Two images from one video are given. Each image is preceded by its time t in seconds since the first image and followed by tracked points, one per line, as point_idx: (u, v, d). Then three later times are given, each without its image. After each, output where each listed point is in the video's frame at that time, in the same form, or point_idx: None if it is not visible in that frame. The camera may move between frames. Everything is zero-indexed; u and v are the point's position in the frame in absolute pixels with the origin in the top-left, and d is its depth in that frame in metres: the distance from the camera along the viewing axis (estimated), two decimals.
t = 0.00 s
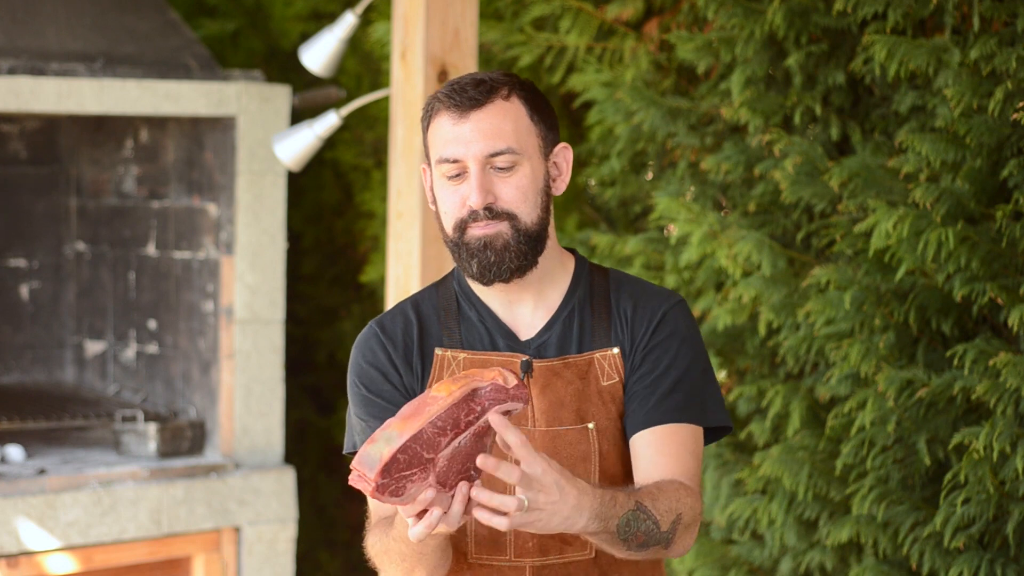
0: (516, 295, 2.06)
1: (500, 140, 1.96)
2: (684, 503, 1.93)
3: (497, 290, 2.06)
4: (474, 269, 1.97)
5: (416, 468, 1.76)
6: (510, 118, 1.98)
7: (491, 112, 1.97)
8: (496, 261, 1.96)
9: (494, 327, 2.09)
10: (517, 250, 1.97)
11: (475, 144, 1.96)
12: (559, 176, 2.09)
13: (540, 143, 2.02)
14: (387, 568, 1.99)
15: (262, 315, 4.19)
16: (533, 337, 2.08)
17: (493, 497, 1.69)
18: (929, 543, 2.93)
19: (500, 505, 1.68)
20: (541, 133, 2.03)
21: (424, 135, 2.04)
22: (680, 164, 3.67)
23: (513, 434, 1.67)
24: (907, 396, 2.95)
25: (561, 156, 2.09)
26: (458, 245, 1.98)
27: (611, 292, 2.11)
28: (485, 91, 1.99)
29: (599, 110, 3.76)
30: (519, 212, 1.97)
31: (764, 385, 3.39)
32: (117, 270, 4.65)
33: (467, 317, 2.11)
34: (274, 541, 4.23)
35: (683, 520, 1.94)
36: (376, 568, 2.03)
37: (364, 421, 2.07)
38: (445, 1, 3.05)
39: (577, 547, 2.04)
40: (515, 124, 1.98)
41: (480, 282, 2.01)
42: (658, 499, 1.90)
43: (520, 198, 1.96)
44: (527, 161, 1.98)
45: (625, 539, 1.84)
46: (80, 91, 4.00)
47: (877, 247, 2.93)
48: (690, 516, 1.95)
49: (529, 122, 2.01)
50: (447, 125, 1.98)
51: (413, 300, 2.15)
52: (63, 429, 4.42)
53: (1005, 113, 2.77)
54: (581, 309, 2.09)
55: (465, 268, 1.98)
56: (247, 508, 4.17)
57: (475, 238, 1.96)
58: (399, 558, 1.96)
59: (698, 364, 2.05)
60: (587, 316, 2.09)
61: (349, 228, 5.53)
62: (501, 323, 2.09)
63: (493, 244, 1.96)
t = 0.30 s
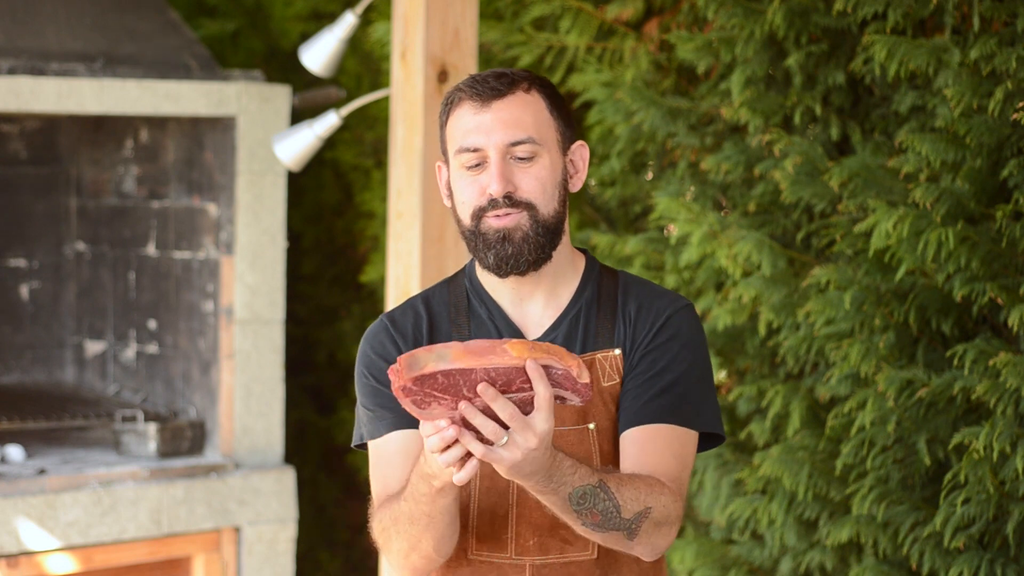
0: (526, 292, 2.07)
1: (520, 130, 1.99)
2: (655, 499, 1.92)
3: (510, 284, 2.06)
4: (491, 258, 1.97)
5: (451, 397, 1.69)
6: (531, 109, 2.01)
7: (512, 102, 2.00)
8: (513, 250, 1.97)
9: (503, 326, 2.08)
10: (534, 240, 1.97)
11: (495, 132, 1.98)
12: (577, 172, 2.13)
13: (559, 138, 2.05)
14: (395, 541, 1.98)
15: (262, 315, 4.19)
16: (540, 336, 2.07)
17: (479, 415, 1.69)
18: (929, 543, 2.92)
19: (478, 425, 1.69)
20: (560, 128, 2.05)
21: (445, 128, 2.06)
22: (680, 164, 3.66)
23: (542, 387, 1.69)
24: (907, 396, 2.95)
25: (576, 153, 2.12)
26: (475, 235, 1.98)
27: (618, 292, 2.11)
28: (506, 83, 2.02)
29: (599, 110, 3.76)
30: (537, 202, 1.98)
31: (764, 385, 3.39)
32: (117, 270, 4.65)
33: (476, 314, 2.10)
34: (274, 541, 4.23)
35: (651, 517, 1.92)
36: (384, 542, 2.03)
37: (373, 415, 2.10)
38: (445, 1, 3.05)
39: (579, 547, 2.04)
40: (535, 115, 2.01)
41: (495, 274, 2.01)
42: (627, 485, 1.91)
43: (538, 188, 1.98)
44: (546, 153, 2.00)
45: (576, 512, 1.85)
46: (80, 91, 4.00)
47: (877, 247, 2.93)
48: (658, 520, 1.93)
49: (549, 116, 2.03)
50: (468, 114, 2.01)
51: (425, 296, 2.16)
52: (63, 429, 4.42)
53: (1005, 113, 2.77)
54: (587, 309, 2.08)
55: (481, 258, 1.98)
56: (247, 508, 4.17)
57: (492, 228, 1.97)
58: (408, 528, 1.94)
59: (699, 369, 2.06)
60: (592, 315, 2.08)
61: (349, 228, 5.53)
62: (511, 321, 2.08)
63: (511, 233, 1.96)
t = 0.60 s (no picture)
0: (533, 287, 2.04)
1: (537, 119, 2.00)
2: (668, 479, 1.92)
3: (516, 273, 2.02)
4: (504, 249, 1.97)
5: (483, 338, 1.71)
6: (547, 100, 2.02)
7: (530, 92, 2.01)
8: (526, 241, 1.96)
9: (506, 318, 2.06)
10: (549, 230, 1.96)
11: (513, 121, 1.99)
12: (587, 171, 2.12)
13: (574, 133, 2.05)
14: (382, 518, 1.96)
15: (262, 315, 4.19)
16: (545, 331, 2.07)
17: (516, 347, 1.69)
18: (929, 542, 2.92)
19: (515, 358, 1.68)
20: (575, 123, 2.06)
21: (459, 119, 2.07)
22: (680, 164, 3.66)
23: (576, 333, 1.67)
24: (907, 396, 2.95)
25: (589, 152, 2.12)
26: (488, 225, 1.97)
27: (622, 290, 2.11)
28: (524, 74, 2.03)
29: (599, 110, 3.76)
30: (553, 192, 1.97)
31: (764, 385, 3.38)
32: (117, 270, 4.65)
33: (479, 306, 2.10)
34: (274, 541, 4.23)
35: (662, 498, 1.92)
36: (372, 522, 2.01)
37: (370, 402, 2.07)
38: (445, 1, 3.05)
39: (577, 543, 2.03)
40: (552, 107, 2.02)
41: (507, 265, 2.00)
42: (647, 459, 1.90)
43: (554, 178, 1.97)
44: (562, 144, 2.01)
45: (595, 468, 1.84)
46: (80, 91, 4.00)
47: (877, 247, 2.93)
48: (666, 503, 1.93)
49: (565, 109, 2.04)
50: (485, 103, 2.01)
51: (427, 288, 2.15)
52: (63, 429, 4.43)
53: (1005, 113, 2.77)
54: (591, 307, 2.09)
55: (494, 248, 1.97)
56: (247, 508, 4.17)
57: (507, 217, 1.96)
58: (393, 502, 1.92)
59: (701, 369, 2.05)
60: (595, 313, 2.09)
61: (349, 228, 5.53)
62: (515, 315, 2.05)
63: (526, 224, 1.95)
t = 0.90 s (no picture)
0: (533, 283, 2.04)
1: (554, 114, 2.00)
2: (658, 463, 1.92)
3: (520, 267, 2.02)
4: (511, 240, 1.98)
5: (506, 260, 1.78)
6: (565, 97, 2.03)
7: (549, 87, 2.02)
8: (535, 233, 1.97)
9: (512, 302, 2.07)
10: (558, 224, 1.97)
11: (530, 114, 1.99)
12: (598, 171, 2.14)
13: (588, 131, 2.06)
14: (384, 484, 1.95)
15: (262, 315, 4.19)
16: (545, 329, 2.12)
17: (542, 272, 1.73)
18: (929, 543, 2.92)
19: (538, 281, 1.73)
20: (589, 121, 2.07)
21: (475, 110, 2.07)
22: (680, 164, 3.67)
23: (600, 262, 1.71)
24: (907, 396, 2.95)
25: (600, 155, 2.14)
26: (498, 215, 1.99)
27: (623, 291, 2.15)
28: (544, 69, 2.04)
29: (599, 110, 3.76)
30: (564, 188, 1.98)
31: (764, 385, 3.38)
32: (117, 269, 4.65)
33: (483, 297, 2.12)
34: (274, 541, 4.23)
35: (648, 482, 1.91)
36: (372, 492, 1.99)
37: (374, 388, 2.05)
38: (445, 1, 3.05)
39: (576, 542, 2.04)
40: (570, 104, 2.03)
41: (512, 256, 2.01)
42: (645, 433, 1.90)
43: (566, 174, 1.98)
44: (577, 140, 2.01)
45: (592, 424, 1.85)
46: (80, 91, 4.00)
47: (877, 247, 2.93)
48: (653, 485, 1.92)
49: (582, 107, 2.05)
50: (503, 95, 2.02)
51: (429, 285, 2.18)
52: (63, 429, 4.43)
53: (1005, 113, 2.77)
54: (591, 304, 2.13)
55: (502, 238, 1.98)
56: (247, 508, 4.17)
57: (517, 207, 1.97)
58: (396, 464, 1.91)
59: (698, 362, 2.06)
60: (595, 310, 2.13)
61: (349, 228, 5.53)
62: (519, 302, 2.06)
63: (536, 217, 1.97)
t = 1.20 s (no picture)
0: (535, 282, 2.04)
1: (559, 114, 2.00)
2: (662, 471, 1.93)
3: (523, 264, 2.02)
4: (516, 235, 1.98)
5: (502, 261, 1.83)
6: (570, 97, 2.03)
7: (553, 87, 2.02)
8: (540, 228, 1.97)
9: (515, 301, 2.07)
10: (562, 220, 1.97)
11: (534, 114, 1.99)
12: (602, 170, 2.14)
13: (592, 131, 2.06)
14: (392, 490, 1.94)
15: (262, 315, 4.19)
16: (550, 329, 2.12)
17: (536, 268, 1.77)
18: (929, 542, 2.93)
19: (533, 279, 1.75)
20: (593, 121, 2.07)
21: (479, 110, 2.07)
22: (680, 164, 3.67)
23: (593, 255, 1.75)
24: (907, 396, 2.95)
25: (603, 154, 2.14)
26: (502, 212, 1.98)
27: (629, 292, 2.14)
28: (548, 69, 2.04)
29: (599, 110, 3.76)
30: (568, 185, 1.98)
31: (764, 385, 3.38)
32: (117, 269, 4.65)
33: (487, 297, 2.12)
34: (274, 541, 4.23)
35: (655, 490, 1.92)
36: (379, 496, 1.98)
37: (378, 385, 2.05)
38: (445, 1, 3.05)
39: (578, 541, 2.03)
40: (574, 104, 2.03)
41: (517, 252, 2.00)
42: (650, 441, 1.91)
43: (570, 172, 1.98)
44: (581, 140, 2.01)
45: (598, 437, 1.85)
46: (80, 91, 4.00)
47: (878, 247, 2.93)
48: (659, 493, 1.93)
49: (586, 106, 2.05)
50: (508, 94, 2.02)
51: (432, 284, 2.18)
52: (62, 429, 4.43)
53: (1005, 113, 2.77)
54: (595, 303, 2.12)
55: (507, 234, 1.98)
56: (247, 508, 4.17)
57: (521, 203, 1.97)
58: (404, 471, 1.91)
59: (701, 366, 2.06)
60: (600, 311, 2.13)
61: (349, 228, 5.52)
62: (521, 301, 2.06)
63: (540, 212, 1.97)
